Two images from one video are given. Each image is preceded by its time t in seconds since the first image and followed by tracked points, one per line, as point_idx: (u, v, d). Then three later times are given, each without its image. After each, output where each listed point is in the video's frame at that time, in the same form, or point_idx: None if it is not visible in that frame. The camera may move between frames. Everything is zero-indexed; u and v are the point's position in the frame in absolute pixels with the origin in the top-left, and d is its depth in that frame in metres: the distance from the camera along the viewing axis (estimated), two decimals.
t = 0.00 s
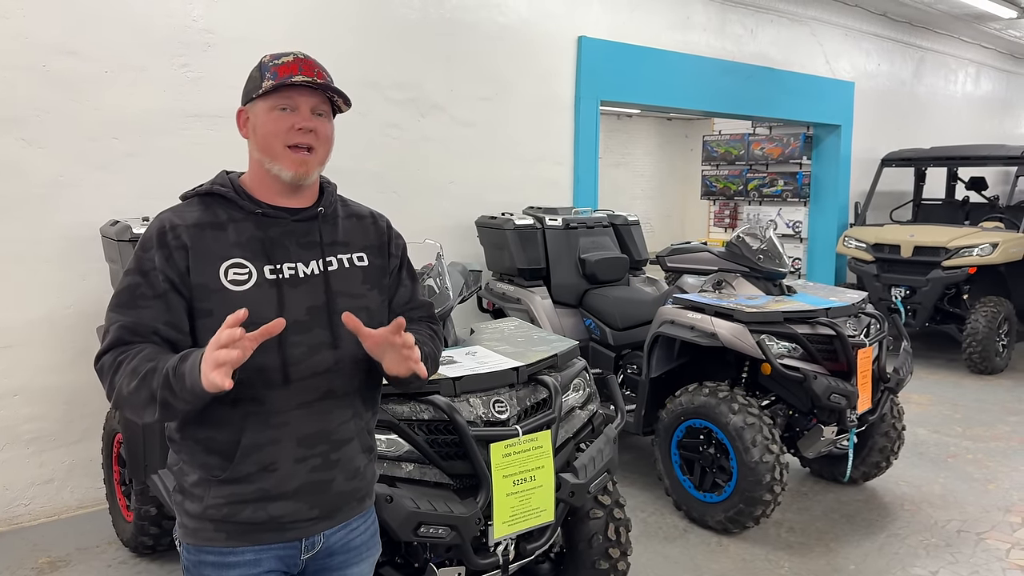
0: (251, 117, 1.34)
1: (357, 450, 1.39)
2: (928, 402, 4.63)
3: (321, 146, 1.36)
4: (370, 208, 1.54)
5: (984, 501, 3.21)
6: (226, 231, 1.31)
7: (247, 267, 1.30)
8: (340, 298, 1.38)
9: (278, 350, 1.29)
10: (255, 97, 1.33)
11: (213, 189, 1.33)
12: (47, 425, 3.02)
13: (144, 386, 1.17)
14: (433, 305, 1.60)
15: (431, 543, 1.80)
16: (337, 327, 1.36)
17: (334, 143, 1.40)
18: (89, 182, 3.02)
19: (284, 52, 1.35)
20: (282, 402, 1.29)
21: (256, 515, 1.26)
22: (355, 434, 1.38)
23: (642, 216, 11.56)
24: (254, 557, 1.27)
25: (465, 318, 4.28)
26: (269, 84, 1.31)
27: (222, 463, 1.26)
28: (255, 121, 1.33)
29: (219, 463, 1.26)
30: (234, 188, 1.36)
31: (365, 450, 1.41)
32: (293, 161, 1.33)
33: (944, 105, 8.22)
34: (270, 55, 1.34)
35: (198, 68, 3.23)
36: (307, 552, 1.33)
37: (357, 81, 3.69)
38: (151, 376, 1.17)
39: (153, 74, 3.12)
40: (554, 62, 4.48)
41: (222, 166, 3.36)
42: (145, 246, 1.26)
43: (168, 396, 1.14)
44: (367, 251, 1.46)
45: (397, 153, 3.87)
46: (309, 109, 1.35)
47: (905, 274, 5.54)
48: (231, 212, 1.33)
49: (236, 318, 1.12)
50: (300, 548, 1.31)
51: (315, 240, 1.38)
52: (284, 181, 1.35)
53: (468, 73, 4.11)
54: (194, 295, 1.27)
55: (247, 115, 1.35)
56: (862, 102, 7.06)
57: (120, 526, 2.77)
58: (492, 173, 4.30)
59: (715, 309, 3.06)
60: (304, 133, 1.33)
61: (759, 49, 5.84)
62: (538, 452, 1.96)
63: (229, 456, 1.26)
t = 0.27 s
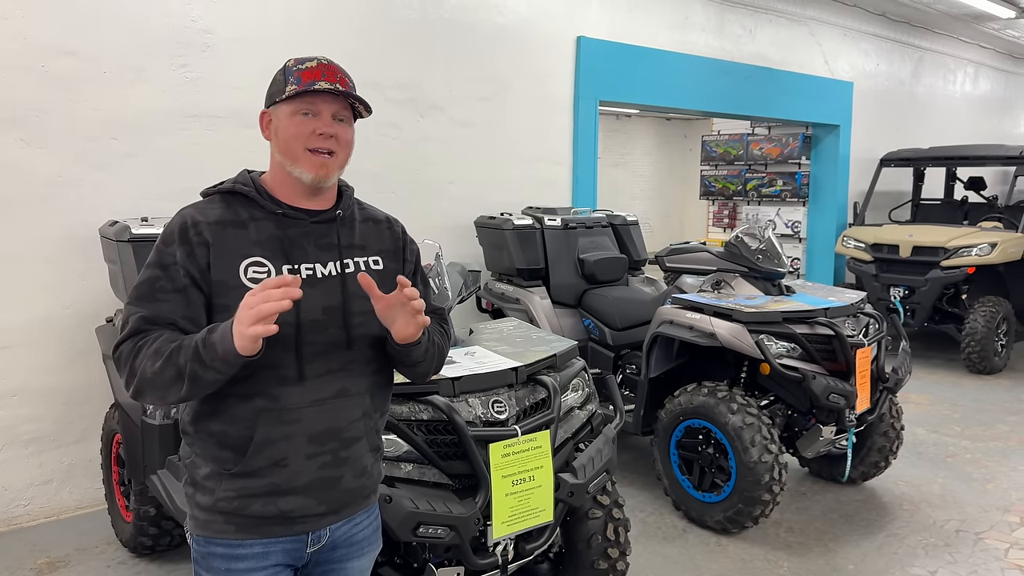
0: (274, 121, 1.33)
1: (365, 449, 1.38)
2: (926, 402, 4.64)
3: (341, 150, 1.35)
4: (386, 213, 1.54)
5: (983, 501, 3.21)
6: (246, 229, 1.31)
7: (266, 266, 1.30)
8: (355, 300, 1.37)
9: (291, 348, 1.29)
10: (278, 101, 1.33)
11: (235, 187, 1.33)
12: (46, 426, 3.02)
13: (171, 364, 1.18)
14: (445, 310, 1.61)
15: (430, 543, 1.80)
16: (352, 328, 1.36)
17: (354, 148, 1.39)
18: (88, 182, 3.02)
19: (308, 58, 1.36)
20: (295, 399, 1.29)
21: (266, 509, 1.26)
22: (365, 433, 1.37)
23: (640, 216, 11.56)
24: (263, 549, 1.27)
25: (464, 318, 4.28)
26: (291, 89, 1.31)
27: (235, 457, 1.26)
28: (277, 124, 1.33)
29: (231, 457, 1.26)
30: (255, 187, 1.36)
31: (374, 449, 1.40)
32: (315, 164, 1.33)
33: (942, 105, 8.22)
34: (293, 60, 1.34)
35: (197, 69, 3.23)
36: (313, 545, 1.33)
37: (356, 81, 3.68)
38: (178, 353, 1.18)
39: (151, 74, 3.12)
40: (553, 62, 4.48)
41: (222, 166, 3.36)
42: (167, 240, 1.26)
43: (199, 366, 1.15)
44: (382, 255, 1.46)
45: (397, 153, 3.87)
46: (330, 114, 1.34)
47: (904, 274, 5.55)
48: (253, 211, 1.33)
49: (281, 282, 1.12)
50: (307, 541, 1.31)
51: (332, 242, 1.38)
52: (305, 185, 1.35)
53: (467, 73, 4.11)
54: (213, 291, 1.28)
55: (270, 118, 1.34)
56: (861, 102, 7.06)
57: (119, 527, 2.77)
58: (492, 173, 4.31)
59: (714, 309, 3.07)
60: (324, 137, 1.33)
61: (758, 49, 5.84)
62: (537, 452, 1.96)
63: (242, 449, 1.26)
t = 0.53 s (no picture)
0: (294, 126, 1.33)
1: (377, 449, 1.38)
2: (925, 402, 4.64)
3: (356, 162, 1.35)
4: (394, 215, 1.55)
5: (982, 501, 3.21)
6: (263, 231, 1.31)
7: (284, 268, 1.30)
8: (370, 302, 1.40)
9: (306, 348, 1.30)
10: (298, 108, 1.32)
11: (251, 189, 1.32)
12: (45, 426, 3.02)
13: (205, 366, 1.20)
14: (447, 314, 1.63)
15: (429, 543, 1.80)
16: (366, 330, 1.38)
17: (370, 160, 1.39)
18: (86, 182, 3.02)
19: (332, 65, 1.34)
20: (312, 399, 1.29)
21: (282, 506, 1.26)
22: (377, 433, 1.37)
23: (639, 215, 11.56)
24: (276, 544, 1.27)
25: (463, 318, 4.28)
26: (312, 98, 1.30)
27: (252, 455, 1.26)
28: (297, 130, 1.33)
29: (248, 455, 1.26)
30: (271, 189, 1.36)
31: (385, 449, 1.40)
32: (329, 174, 1.33)
33: (941, 104, 8.22)
34: (317, 66, 1.33)
35: (196, 69, 3.23)
36: (324, 538, 1.33)
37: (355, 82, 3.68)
38: (213, 356, 1.20)
39: (150, 74, 3.12)
40: (552, 62, 4.48)
41: (223, 166, 3.36)
42: (183, 243, 1.25)
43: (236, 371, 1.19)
44: (393, 258, 1.47)
45: (396, 153, 3.87)
46: (349, 127, 1.34)
47: (903, 273, 5.55)
48: (269, 213, 1.33)
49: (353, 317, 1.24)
50: (319, 535, 1.31)
51: (346, 245, 1.39)
52: (319, 192, 1.35)
53: (467, 73, 4.11)
54: (230, 295, 1.27)
55: (291, 122, 1.34)
56: (860, 101, 7.06)
57: (118, 527, 2.77)
58: (491, 173, 4.31)
59: (713, 309, 3.07)
60: (341, 150, 1.33)
61: (757, 48, 5.84)
62: (536, 451, 1.95)
63: (260, 448, 1.26)
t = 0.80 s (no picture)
0: (299, 127, 1.33)
1: (385, 444, 1.38)
2: (924, 401, 4.64)
3: (362, 160, 1.35)
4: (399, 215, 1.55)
5: (982, 500, 3.21)
6: (272, 231, 1.31)
7: (294, 266, 1.30)
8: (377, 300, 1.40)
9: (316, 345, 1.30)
10: (301, 110, 1.33)
11: (259, 189, 1.32)
12: (43, 426, 3.02)
13: (218, 377, 1.19)
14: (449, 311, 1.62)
15: (427, 543, 1.80)
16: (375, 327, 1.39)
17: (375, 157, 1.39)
18: (85, 181, 3.02)
19: (335, 66, 1.34)
20: (322, 394, 1.28)
21: (293, 500, 1.25)
22: (384, 428, 1.37)
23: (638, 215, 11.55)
24: (287, 540, 1.27)
25: (462, 317, 4.28)
26: (315, 100, 1.30)
27: (263, 451, 1.26)
28: (302, 131, 1.33)
29: (259, 451, 1.26)
30: (280, 189, 1.36)
31: (392, 444, 1.40)
32: (337, 174, 1.33)
33: (940, 103, 8.23)
34: (319, 68, 1.33)
35: (195, 69, 3.23)
36: (334, 533, 1.33)
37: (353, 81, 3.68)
38: (226, 366, 1.19)
39: (148, 74, 3.12)
40: (551, 61, 4.48)
41: (223, 165, 3.36)
42: (194, 244, 1.25)
43: (248, 384, 1.18)
44: (398, 257, 1.47)
45: (395, 153, 3.87)
46: (352, 126, 1.33)
47: (902, 272, 5.55)
48: (277, 213, 1.33)
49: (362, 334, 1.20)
50: (328, 530, 1.31)
51: (354, 243, 1.39)
52: (327, 192, 1.36)
53: (465, 73, 4.11)
54: (242, 294, 1.27)
55: (296, 123, 1.34)
56: (858, 100, 7.06)
57: (117, 527, 2.76)
58: (490, 173, 4.31)
59: (712, 308, 3.07)
60: (347, 149, 1.33)
61: (756, 48, 5.84)
62: (535, 451, 1.95)
63: (271, 444, 1.26)
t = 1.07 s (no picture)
0: (288, 131, 1.34)
1: (390, 442, 1.38)
2: (923, 400, 4.64)
3: (355, 154, 1.35)
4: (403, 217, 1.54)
5: (981, 499, 3.21)
6: (277, 231, 1.30)
7: (299, 266, 1.30)
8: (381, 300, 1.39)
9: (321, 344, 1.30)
10: (288, 114, 1.33)
11: (263, 190, 1.32)
12: (42, 427, 3.01)
13: (221, 388, 1.19)
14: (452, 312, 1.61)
15: (427, 543, 1.80)
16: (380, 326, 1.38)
17: (368, 150, 1.38)
18: (84, 182, 3.01)
19: (314, 65, 1.34)
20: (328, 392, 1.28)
21: (299, 499, 1.25)
22: (389, 427, 1.37)
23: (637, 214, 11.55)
24: (293, 538, 1.27)
25: (462, 317, 4.28)
26: (298, 101, 1.31)
27: (269, 450, 1.26)
28: (291, 135, 1.33)
29: (265, 450, 1.26)
30: (284, 191, 1.35)
31: (397, 443, 1.40)
32: (330, 172, 1.32)
33: (939, 103, 8.23)
34: (298, 71, 1.34)
35: (193, 69, 3.22)
36: (340, 532, 1.32)
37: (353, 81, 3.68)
38: (229, 378, 1.19)
39: (147, 74, 3.11)
40: (550, 61, 4.48)
41: (223, 165, 3.36)
42: (200, 245, 1.25)
43: (251, 398, 1.19)
44: (403, 257, 1.46)
45: (394, 153, 3.87)
46: (339, 121, 1.33)
47: (901, 271, 5.55)
48: (282, 213, 1.32)
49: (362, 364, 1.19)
50: (334, 529, 1.31)
51: (358, 243, 1.38)
52: (325, 191, 1.35)
53: (465, 73, 4.10)
54: (248, 294, 1.27)
55: (285, 128, 1.35)
56: (858, 100, 7.06)
57: (116, 527, 2.76)
58: (489, 172, 4.31)
59: (711, 308, 3.07)
60: (337, 144, 1.32)
61: (755, 47, 5.84)
62: (535, 451, 1.95)
63: (277, 442, 1.26)
